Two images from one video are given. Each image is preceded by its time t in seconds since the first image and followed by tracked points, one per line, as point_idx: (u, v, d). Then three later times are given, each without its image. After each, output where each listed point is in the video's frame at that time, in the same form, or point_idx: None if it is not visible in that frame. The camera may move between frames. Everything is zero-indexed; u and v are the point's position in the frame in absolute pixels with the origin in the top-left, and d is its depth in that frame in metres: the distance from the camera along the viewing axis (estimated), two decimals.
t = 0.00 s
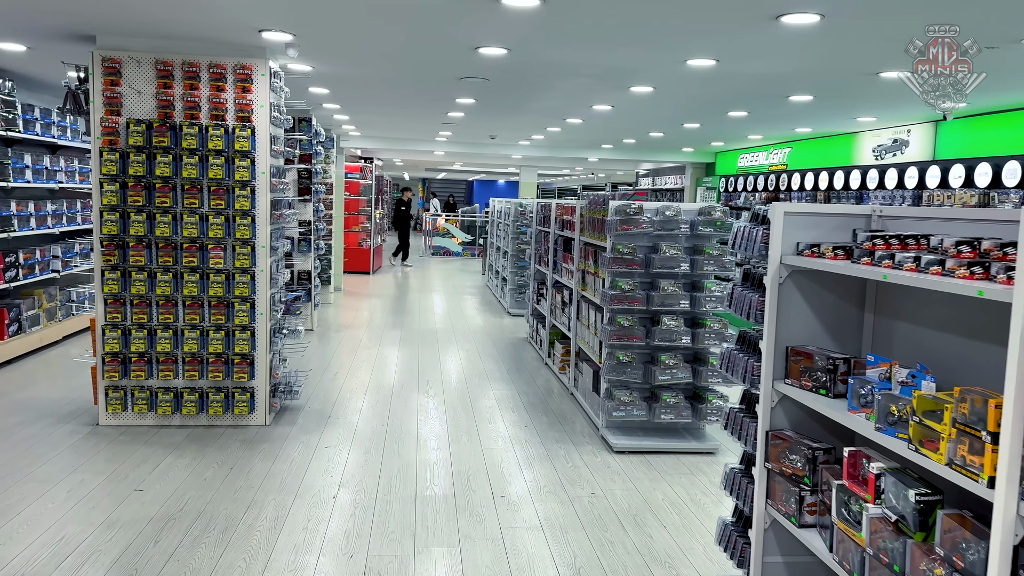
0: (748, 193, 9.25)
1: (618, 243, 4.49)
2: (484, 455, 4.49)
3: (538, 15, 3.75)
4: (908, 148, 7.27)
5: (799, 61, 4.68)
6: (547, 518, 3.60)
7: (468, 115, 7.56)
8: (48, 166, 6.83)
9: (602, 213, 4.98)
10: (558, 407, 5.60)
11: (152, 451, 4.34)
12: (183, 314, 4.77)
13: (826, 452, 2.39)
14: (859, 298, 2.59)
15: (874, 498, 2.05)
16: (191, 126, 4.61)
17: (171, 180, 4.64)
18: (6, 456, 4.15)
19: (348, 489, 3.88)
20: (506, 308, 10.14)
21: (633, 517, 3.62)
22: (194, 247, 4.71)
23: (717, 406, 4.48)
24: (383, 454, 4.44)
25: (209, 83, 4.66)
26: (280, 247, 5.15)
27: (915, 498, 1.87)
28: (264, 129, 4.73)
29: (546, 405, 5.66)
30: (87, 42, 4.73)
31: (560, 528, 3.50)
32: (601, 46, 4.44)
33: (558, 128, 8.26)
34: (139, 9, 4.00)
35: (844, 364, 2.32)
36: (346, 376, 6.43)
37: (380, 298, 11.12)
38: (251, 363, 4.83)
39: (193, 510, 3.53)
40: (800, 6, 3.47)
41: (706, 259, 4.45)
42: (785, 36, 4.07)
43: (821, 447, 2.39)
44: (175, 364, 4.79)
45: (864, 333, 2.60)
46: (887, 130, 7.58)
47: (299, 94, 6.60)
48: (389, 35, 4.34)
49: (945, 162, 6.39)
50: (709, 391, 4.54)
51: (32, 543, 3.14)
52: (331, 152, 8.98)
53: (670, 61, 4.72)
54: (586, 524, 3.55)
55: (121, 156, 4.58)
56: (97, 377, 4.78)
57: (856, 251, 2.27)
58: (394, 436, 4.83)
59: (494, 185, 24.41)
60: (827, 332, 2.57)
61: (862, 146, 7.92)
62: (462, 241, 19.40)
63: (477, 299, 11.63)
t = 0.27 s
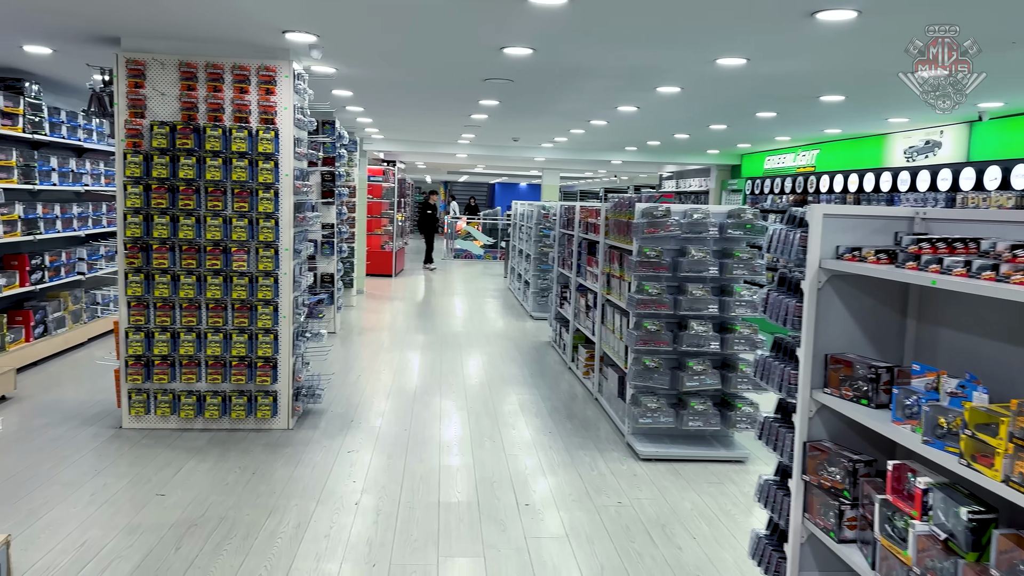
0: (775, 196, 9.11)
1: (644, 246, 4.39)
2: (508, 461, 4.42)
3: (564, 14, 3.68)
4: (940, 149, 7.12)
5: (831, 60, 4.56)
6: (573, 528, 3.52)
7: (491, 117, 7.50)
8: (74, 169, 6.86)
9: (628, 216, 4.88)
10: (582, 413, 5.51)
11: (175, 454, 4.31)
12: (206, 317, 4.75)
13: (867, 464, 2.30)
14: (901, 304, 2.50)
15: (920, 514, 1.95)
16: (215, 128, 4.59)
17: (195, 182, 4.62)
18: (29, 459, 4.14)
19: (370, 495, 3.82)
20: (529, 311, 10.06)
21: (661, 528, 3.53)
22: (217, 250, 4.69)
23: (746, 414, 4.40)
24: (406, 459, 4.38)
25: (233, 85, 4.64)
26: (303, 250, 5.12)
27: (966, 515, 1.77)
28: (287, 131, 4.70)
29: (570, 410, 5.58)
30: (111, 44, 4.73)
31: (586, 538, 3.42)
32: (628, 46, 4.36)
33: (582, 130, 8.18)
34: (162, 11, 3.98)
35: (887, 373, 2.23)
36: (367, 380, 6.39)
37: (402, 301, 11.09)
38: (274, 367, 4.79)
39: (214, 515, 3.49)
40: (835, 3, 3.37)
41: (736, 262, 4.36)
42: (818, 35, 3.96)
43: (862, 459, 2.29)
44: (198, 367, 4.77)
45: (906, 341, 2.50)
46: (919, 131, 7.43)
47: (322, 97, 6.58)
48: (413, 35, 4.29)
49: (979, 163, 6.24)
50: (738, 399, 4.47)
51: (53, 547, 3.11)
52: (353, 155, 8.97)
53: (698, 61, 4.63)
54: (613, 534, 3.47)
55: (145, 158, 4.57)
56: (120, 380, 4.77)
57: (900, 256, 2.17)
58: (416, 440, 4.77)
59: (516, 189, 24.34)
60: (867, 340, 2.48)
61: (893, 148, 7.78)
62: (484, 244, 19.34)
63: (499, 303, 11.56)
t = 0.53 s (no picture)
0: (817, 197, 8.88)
1: (684, 248, 4.25)
2: (542, 468, 4.30)
3: (603, 8, 3.56)
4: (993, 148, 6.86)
5: (883, 55, 4.37)
6: (610, 540, 3.40)
7: (526, 117, 7.40)
8: (111, 171, 6.89)
9: (667, 216, 4.73)
10: (618, 418, 5.38)
11: (206, 457, 4.27)
12: (238, 319, 4.71)
13: (927, 480, 2.15)
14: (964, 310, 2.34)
15: (990, 538, 1.79)
16: (247, 128, 4.55)
17: (227, 183, 4.58)
18: (62, 461, 4.12)
19: (401, 502, 3.74)
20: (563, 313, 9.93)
21: (702, 541, 3.39)
22: (250, 251, 4.65)
23: (791, 422, 4.23)
24: (438, 464, 4.29)
25: (266, 84, 4.59)
26: (336, 251, 5.06)
27: None
28: (320, 131, 4.64)
29: (605, 415, 5.45)
30: (146, 45, 4.71)
31: (624, 550, 3.30)
32: (668, 42, 4.22)
33: (618, 129, 8.03)
34: (195, 10, 3.94)
35: (950, 384, 2.08)
36: (399, 382, 6.33)
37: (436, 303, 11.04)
38: (306, 369, 4.74)
39: (244, 520, 3.43)
40: None
41: (780, 265, 4.21)
42: (869, 28, 3.79)
43: (922, 475, 2.14)
44: (230, 369, 4.73)
45: (969, 349, 2.33)
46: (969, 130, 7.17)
47: (356, 97, 6.53)
48: (447, 33, 4.20)
49: None
50: (782, 407, 4.31)
51: (82, 552, 3.07)
52: (387, 156, 8.92)
53: (742, 56, 4.48)
54: (652, 547, 3.33)
55: (179, 159, 4.54)
56: (153, 381, 4.75)
57: (965, 257, 2.02)
58: (449, 445, 4.68)
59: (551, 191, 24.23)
60: (927, 347, 2.32)
61: (943, 147, 7.52)
62: (518, 246, 19.26)
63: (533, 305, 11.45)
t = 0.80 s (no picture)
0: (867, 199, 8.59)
1: (730, 252, 4.09)
2: (580, 479, 4.16)
3: (647, 3, 3.41)
4: None
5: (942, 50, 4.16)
6: (651, 557, 3.25)
7: (566, 117, 7.27)
8: (152, 173, 6.92)
9: (712, 218, 4.55)
10: (659, 426, 5.22)
11: (239, 463, 4.22)
12: (273, 322, 4.66)
13: (1000, 507, 1.97)
14: None
15: None
16: (283, 130, 4.49)
17: (263, 185, 4.53)
18: (96, 464, 4.10)
19: (435, 513, 3.63)
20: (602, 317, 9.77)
21: (749, 560, 3.23)
22: (285, 254, 4.60)
23: (843, 435, 4.04)
24: (473, 474, 4.17)
25: (302, 85, 4.54)
26: (372, 255, 4.98)
27: None
28: (356, 133, 4.56)
29: (646, 423, 5.29)
30: (183, 46, 4.68)
31: (666, 569, 3.14)
32: (715, 38, 4.05)
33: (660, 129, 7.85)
34: (230, 10, 3.89)
35: None
36: (435, 386, 6.24)
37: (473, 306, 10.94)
38: (340, 374, 4.67)
39: (274, 530, 3.35)
40: None
41: (832, 270, 4.01)
42: (930, 21, 3.58)
43: (994, 501, 1.96)
44: (265, 373, 4.68)
45: None
46: None
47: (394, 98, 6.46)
48: (485, 31, 4.09)
49: None
50: (833, 419, 4.11)
51: (110, 560, 3.01)
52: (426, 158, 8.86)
53: (791, 52, 4.29)
54: (695, 566, 3.18)
55: (215, 161, 4.50)
56: (189, 385, 4.72)
57: None
58: (486, 453, 4.56)
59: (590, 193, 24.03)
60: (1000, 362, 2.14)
61: (1001, 147, 7.20)
62: (557, 249, 19.11)
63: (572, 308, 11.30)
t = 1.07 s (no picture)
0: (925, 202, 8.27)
1: (783, 257, 3.92)
2: (625, 492, 4.02)
3: None
4: None
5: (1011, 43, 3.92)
6: None
7: (610, 118, 7.12)
8: (197, 176, 6.96)
9: (764, 221, 4.36)
10: (706, 437, 5.04)
11: (278, 468, 4.17)
12: (313, 326, 4.61)
13: None
14: None
15: None
16: (323, 132, 4.44)
17: (303, 188, 4.49)
18: (136, 468, 4.09)
19: (474, 525, 3.52)
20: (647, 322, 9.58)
21: None
22: (325, 257, 4.54)
23: (903, 450, 3.83)
24: (513, 484, 4.06)
25: (343, 87, 4.48)
26: (412, 258, 4.91)
27: None
28: (396, 135, 4.49)
29: (693, 433, 5.12)
30: (225, 48, 4.66)
31: None
32: (768, 33, 3.88)
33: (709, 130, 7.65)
34: (269, 11, 3.84)
35: None
36: (476, 391, 6.14)
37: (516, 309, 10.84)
38: (379, 380, 4.60)
39: (309, 540, 3.29)
40: None
41: (892, 276, 3.81)
42: (999, 14, 3.37)
43: None
44: (305, 377, 4.64)
45: None
46: None
47: (436, 100, 6.39)
48: (527, 30, 3.98)
49: None
50: (892, 432, 3.90)
51: (144, 568, 2.97)
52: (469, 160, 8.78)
53: (849, 48, 4.09)
54: None
55: (256, 164, 4.47)
56: (229, 388, 4.70)
57: None
58: (527, 462, 4.44)
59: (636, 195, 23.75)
60: None
61: None
62: (602, 252, 18.90)
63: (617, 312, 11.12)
